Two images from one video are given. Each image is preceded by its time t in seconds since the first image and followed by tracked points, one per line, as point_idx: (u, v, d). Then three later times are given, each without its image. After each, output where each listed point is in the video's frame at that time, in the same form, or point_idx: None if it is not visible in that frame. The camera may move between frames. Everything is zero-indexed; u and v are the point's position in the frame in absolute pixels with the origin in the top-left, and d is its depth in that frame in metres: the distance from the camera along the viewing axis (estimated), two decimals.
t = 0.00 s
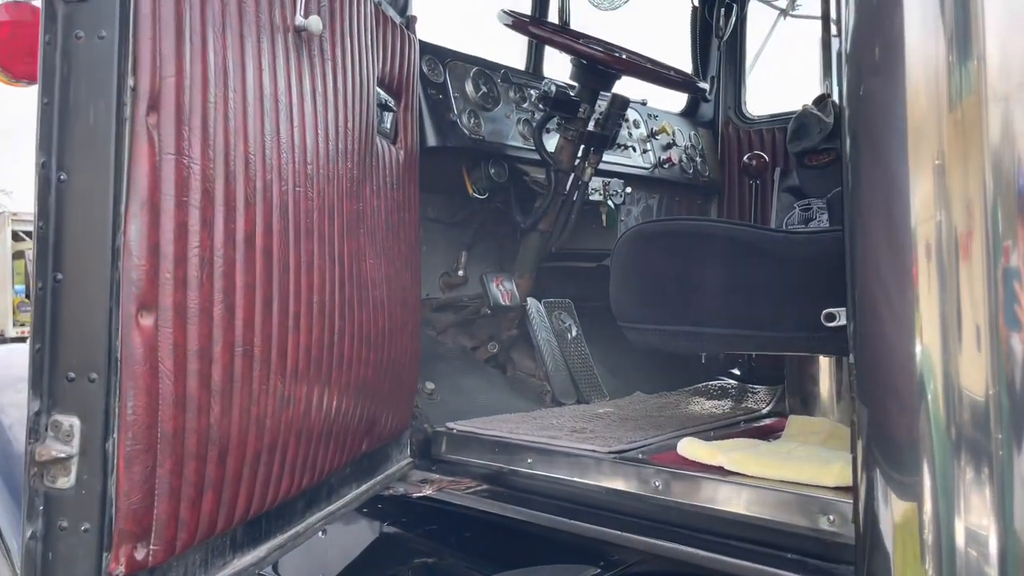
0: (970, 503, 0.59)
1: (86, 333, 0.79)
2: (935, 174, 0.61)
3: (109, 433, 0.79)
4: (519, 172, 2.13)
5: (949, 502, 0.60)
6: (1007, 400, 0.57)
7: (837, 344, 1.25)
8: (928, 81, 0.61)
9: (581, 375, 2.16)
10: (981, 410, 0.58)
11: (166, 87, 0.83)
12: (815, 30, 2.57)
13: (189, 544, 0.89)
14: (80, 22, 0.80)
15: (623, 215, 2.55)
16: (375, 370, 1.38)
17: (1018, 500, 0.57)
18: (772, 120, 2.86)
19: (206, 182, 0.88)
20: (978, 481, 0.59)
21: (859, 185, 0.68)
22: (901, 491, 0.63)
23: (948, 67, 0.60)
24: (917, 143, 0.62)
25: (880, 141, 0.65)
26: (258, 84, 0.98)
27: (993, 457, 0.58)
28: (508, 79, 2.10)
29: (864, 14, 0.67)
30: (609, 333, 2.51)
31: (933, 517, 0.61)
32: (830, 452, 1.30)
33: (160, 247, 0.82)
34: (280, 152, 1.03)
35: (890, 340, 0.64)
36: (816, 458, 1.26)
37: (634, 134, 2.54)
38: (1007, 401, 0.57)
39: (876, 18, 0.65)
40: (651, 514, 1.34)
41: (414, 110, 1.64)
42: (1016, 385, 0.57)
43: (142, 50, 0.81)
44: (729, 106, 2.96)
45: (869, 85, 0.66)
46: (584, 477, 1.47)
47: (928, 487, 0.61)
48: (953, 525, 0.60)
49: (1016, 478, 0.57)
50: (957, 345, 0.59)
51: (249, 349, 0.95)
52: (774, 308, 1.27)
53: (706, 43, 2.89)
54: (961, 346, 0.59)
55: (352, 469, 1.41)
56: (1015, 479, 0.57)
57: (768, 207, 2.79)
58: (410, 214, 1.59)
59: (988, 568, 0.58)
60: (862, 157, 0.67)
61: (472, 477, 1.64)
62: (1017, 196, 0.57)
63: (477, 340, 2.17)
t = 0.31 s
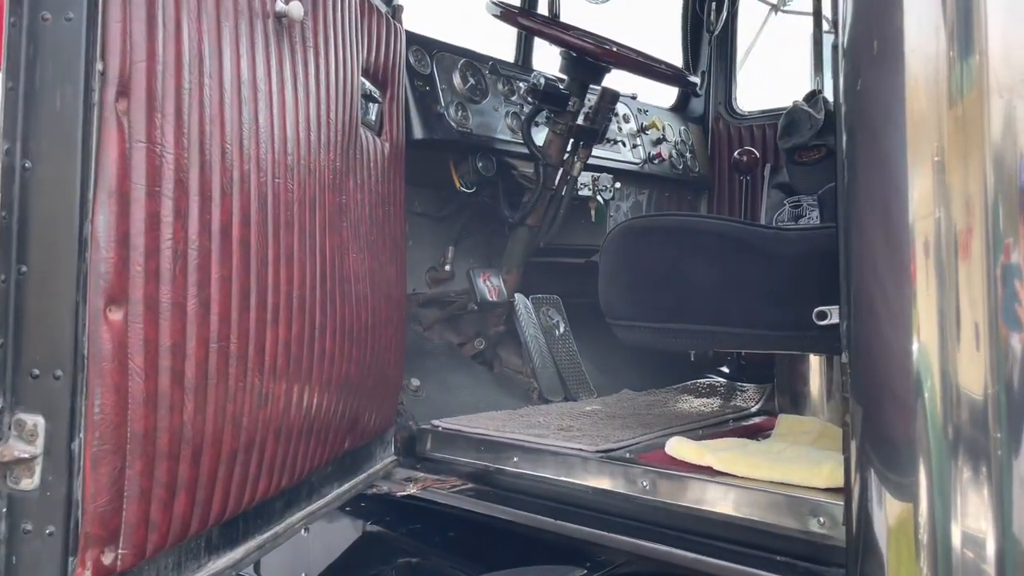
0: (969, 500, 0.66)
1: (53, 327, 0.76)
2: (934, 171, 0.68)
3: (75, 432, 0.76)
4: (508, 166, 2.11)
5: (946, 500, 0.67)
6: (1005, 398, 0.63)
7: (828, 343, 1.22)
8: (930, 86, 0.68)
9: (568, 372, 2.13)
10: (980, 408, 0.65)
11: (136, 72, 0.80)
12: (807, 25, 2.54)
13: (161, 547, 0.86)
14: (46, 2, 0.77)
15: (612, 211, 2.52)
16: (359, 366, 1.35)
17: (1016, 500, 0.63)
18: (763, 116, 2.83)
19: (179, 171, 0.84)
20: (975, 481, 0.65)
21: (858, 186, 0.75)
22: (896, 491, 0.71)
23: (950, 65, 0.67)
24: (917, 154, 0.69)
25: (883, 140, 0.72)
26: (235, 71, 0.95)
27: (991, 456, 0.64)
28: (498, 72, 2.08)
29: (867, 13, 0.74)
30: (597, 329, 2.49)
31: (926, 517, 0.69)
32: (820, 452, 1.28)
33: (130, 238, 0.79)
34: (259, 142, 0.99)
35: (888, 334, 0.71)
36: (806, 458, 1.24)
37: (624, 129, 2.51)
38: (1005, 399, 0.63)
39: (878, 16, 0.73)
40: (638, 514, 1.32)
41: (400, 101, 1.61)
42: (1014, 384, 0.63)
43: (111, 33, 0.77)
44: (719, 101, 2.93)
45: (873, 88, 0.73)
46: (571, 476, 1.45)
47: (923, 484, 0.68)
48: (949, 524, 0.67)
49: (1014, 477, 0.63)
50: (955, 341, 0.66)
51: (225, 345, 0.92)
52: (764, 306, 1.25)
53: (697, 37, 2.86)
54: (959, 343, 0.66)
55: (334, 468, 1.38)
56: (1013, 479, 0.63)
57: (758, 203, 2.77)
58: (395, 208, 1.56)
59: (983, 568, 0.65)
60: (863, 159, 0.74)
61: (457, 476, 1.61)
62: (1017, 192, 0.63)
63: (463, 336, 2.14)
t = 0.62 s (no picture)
0: (990, 501, 0.64)
1: (29, 325, 0.72)
2: (956, 167, 0.65)
3: (53, 435, 0.72)
4: (502, 159, 2.06)
5: (965, 500, 0.65)
6: None
7: (832, 343, 1.20)
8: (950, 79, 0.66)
9: (563, 370, 2.10)
10: (1002, 411, 0.63)
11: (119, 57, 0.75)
12: (804, 21, 2.52)
13: (143, 554, 0.82)
14: None
15: (607, 207, 2.49)
16: (350, 364, 1.31)
17: None
18: (759, 111, 2.81)
19: (165, 162, 0.80)
20: (996, 482, 0.64)
21: (873, 183, 0.72)
22: (915, 495, 0.68)
23: (972, 58, 0.65)
24: (938, 148, 0.67)
25: (898, 136, 0.69)
26: (223, 58, 0.91)
27: (1014, 456, 0.63)
28: (493, 63, 2.04)
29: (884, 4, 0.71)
30: (592, 326, 2.46)
31: (945, 521, 0.66)
32: (824, 454, 1.25)
33: (112, 231, 0.75)
34: (248, 132, 0.95)
35: (903, 334, 0.69)
36: (808, 460, 1.22)
37: (620, 124, 2.48)
38: None
39: (896, 8, 0.70)
40: (635, 517, 1.29)
41: (394, 92, 1.57)
42: None
43: (93, 16, 0.73)
44: (715, 96, 2.91)
45: (889, 79, 0.70)
46: (567, 477, 1.42)
47: (942, 486, 0.66)
48: (967, 526, 0.65)
49: None
50: (975, 343, 0.64)
51: (212, 344, 0.88)
52: (766, 305, 1.22)
53: (694, 31, 2.82)
54: (979, 344, 0.64)
55: (325, 468, 1.35)
56: None
57: (754, 200, 2.75)
58: (388, 203, 1.53)
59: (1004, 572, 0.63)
60: (880, 153, 0.71)
61: (451, 476, 1.57)
62: None
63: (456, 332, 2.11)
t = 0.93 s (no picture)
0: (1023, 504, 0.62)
1: (22, 325, 0.69)
2: (991, 163, 0.64)
3: (47, 440, 0.69)
4: (504, 155, 2.04)
5: (996, 501, 0.63)
6: None
7: (845, 343, 1.17)
8: (982, 76, 0.64)
9: (563, 368, 2.07)
10: None
11: (117, 45, 0.72)
12: (808, 17, 2.49)
13: (142, 561, 0.79)
14: None
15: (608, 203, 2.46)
16: (351, 363, 1.28)
17: None
18: (760, 108, 2.80)
19: (164, 156, 0.78)
20: None
21: (898, 179, 0.70)
22: (944, 498, 0.65)
23: (1007, 54, 0.63)
24: (968, 147, 0.65)
25: (927, 131, 0.67)
26: (225, 47, 0.88)
27: None
28: (495, 57, 2.00)
29: None
30: (592, 324, 2.44)
31: (977, 524, 0.64)
32: (835, 457, 1.23)
33: (109, 227, 0.72)
34: (250, 125, 0.92)
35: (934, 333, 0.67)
36: (819, 463, 1.19)
37: (621, 119, 2.46)
38: None
39: None
40: (640, 520, 1.27)
41: (395, 86, 1.54)
42: None
43: (91, 2, 0.70)
44: (716, 92, 2.88)
45: (919, 71, 0.68)
46: (572, 478, 1.39)
47: (972, 489, 0.64)
48: (998, 527, 0.63)
49: None
50: (1010, 343, 0.63)
51: (212, 343, 0.86)
52: (777, 304, 1.19)
53: (696, 26, 2.79)
54: (1015, 344, 0.62)
55: (325, 469, 1.32)
56: None
57: (755, 197, 2.73)
58: (389, 199, 1.50)
59: None
60: (907, 148, 0.69)
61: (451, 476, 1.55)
62: None
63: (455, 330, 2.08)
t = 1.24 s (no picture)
0: None
1: (23, 327, 0.67)
2: None
3: (48, 446, 0.67)
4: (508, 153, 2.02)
5: None
6: None
7: (859, 346, 1.15)
8: (1017, 72, 0.65)
9: (566, 368, 2.05)
10: None
11: (121, 39, 0.70)
12: (812, 14, 2.47)
13: (145, 569, 0.77)
14: None
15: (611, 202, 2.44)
16: (356, 364, 1.26)
17: None
18: (765, 105, 2.76)
19: (168, 153, 0.75)
20: None
21: (927, 179, 0.69)
22: (972, 502, 0.65)
23: None
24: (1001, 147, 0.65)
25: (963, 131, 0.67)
26: (229, 42, 0.86)
27: None
28: (499, 53, 1.98)
29: None
30: (596, 323, 2.42)
31: (1007, 523, 0.65)
32: (847, 461, 1.21)
33: (112, 226, 0.69)
34: (255, 121, 0.90)
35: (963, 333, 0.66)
36: (832, 468, 1.17)
37: (625, 117, 2.43)
38: None
39: None
40: (648, 525, 1.26)
41: (400, 83, 1.52)
42: None
43: None
44: (720, 90, 2.86)
45: (948, 69, 0.67)
46: (579, 482, 1.37)
47: (1003, 492, 0.64)
48: None
49: None
50: None
51: (216, 346, 0.83)
52: (790, 306, 1.17)
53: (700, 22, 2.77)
54: None
55: (328, 472, 1.29)
56: None
57: (760, 195, 2.72)
58: (393, 197, 1.48)
59: None
60: (937, 144, 0.68)
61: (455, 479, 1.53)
62: None
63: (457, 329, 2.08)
